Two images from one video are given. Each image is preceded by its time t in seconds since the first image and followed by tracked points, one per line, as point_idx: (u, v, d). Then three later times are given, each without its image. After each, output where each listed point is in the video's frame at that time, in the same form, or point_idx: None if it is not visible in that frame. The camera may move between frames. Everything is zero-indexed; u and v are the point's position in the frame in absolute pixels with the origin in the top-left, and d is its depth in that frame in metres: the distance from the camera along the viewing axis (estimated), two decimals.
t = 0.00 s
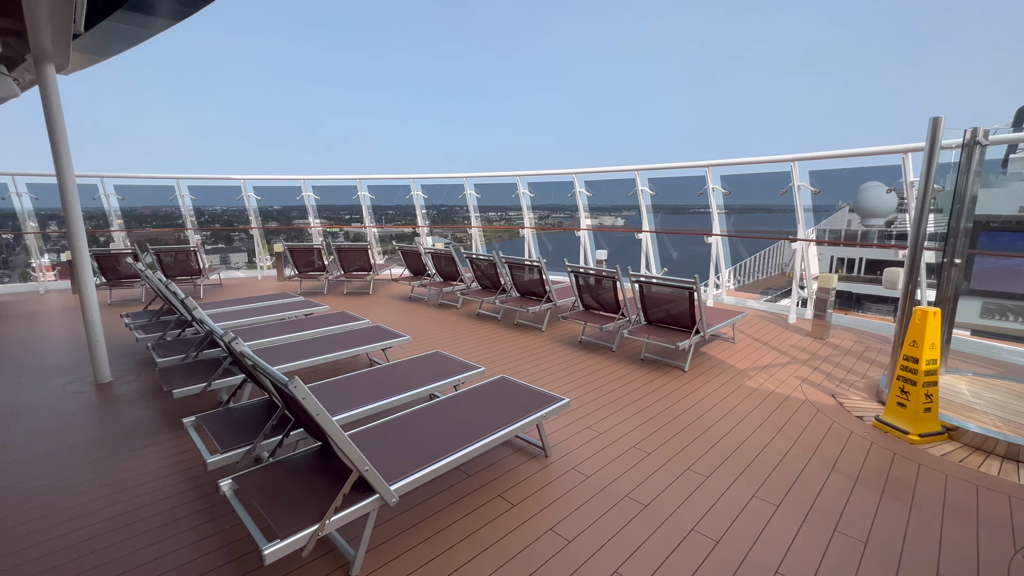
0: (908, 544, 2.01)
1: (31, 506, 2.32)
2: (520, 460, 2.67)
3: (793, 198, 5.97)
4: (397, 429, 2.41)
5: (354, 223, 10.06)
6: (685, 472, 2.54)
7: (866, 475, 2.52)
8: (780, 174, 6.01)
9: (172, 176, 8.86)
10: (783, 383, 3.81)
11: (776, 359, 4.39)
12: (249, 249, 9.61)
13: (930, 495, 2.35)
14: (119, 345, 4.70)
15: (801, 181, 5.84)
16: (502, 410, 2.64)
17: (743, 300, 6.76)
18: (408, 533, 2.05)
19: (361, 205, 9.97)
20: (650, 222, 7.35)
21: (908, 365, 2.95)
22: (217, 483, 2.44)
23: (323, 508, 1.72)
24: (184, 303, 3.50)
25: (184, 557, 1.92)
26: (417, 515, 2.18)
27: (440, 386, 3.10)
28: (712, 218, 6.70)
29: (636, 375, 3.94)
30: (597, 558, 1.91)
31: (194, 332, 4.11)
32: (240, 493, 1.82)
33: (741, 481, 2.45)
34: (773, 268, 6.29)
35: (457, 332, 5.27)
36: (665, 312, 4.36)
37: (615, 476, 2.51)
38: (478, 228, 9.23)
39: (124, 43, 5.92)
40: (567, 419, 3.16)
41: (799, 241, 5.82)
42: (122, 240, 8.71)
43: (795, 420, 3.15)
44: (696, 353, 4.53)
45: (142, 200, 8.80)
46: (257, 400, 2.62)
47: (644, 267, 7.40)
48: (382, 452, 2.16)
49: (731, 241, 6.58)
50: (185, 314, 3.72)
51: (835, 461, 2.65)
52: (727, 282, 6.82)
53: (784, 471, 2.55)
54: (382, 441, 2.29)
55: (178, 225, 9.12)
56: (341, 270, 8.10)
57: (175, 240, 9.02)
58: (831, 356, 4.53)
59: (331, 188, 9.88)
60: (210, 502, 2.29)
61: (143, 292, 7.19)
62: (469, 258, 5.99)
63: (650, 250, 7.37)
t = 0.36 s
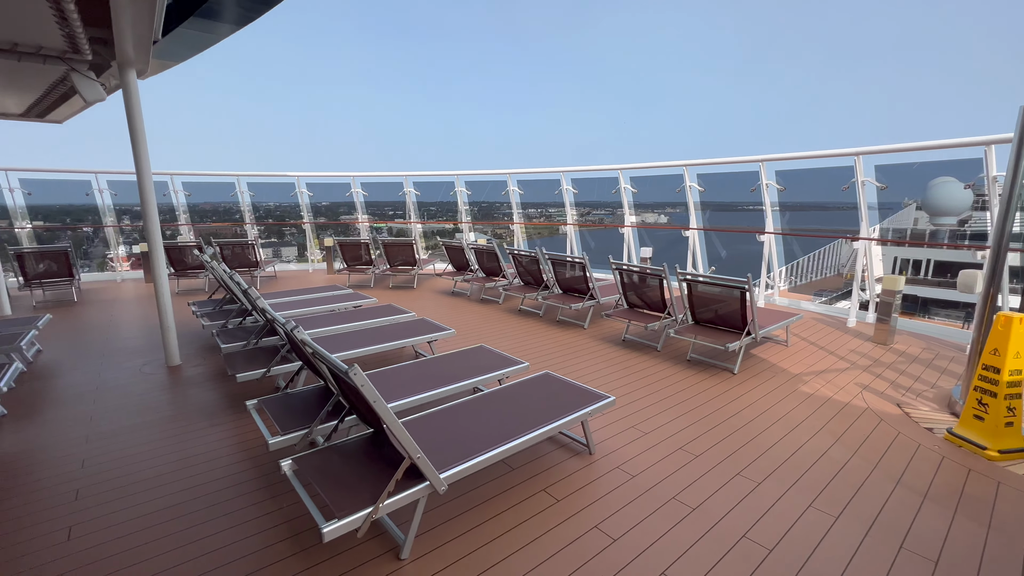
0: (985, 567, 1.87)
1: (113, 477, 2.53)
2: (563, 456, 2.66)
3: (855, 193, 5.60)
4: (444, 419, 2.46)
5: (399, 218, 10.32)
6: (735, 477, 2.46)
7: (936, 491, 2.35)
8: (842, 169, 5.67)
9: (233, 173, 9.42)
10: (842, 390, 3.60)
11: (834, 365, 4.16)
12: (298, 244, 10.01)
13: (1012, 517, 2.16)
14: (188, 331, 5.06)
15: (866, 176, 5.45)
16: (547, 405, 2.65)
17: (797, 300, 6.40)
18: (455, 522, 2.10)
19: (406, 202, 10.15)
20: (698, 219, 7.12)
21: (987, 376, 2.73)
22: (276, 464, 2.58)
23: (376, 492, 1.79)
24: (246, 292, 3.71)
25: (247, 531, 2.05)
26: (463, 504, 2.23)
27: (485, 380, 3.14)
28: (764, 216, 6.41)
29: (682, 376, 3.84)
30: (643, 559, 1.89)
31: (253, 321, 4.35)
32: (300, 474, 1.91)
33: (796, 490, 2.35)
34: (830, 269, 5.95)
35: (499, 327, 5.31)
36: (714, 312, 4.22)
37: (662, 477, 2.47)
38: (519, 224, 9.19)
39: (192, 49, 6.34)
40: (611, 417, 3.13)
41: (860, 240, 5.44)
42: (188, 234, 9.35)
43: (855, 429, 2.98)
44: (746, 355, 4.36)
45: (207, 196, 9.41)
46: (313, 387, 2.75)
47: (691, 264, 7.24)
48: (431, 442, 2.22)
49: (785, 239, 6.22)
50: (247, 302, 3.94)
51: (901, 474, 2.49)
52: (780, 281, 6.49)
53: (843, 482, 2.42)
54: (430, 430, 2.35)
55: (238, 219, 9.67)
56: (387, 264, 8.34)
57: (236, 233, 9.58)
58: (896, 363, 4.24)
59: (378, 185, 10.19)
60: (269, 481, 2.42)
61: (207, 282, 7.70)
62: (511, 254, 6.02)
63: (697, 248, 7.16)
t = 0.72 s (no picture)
0: None
1: (182, 452, 2.73)
2: (605, 455, 2.64)
3: (923, 188, 5.22)
4: (488, 411, 2.50)
5: (439, 214, 10.50)
6: (787, 484, 2.36)
7: (1013, 512, 2.18)
8: (910, 163, 5.30)
9: (286, 170, 9.88)
10: (905, 399, 3.39)
11: (896, 373, 3.91)
12: (343, 239, 10.34)
13: None
14: (244, 319, 5.35)
15: (937, 171, 5.06)
16: (590, 402, 2.63)
17: (853, 304, 6.06)
18: (498, 513, 2.13)
19: (449, 198, 10.27)
20: (748, 216, 6.83)
21: None
22: (326, 448, 2.70)
23: (425, 478, 1.85)
24: (299, 283, 3.88)
25: (302, 509, 2.16)
26: (506, 496, 2.25)
27: (526, 375, 3.15)
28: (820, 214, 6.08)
29: (728, 378, 3.72)
30: (689, 562, 1.86)
31: (305, 311, 4.55)
32: (351, 457, 2.00)
33: (854, 502, 2.23)
34: (891, 271, 5.55)
35: (539, 323, 5.32)
36: (764, 312, 4.06)
37: (708, 481, 2.41)
38: (560, 220, 9.10)
39: (250, 50, 6.72)
40: (654, 417, 3.07)
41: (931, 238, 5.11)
42: (245, 228, 9.89)
43: (920, 441, 2.80)
44: (798, 359, 4.16)
45: (262, 191, 9.93)
46: (362, 376, 2.85)
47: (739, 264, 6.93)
48: (475, 434, 2.25)
49: (843, 238, 5.89)
50: (300, 293, 4.13)
51: (972, 491, 2.32)
52: (836, 283, 6.12)
53: (906, 496, 2.28)
54: (474, 421, 2.38)
55: (290, 214, 10.16)
56: (429, 259, 8.50)
57: (288, 227, 10.06)
58: (967, 373, 3.94)
59: (422, 181, 10.39)
60: (320, 463, 2.54)
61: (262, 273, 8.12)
62: (552, 251, 6.00)
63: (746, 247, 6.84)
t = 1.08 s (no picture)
0: None
1: (240, 432, 2.90)
2: (647, 454, 2.60)
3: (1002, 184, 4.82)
4: (529, 404, 2.51)
5: (478, 210, 10.58)
6: (841, 494, 2.26)
7: None
8: (987, 158, 4.92)
9: (333, 166, 10.25)
10: (975, 411, 3.15)
11: (965, 383, 3.63)
12: (384, 233, 10.60)
13: None
14: (295, 309, 5.60)
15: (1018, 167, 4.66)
16: (633, 399, 2.59)
17: (918, 308, 5.64)
18: (538, 506, 2.14)
19: (489, 193, 10.31)
20: (800, 213, 6.55)
21: None
22: (371, 435, 2.79)
23: (468, 468, 1.88)
24: (347, 275, 4.02)
25: (349, 492, 2.25)
26: (546, 490, 2.26)
27: (567, 371, 3.14)
28: (882, 212, 5.70)
29: (777, 382, 3.58)
30: (735, 567, 1.81)
31: (351, 302, 4.71)
32: (397, 444, 2.06)
33: (916, 517, 2.10)
34: (960, 275, 5.12)
35: (579, 319, 5.28)
36: (818, 314, 3.87)
37: (756, 486, 2.33)
38: (601, 216, 8.97)
39: (304, 49, 7.12)
40: (697, 418, 3.00)
41: (1007, 240, 4.63)
42: (294, 222, 10.34)
43: (993, 457, 2.59)
44: (854, 365, 3.94)
45: (311, 187, 10.35)
46: (406, 366, 2.92)
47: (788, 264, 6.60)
48: (517, 427, 2.27)
49: (906, 238, 5.52)
50: (347, 284, 4.28)
51: None
52: (897, 286, 5.77)
53: (976, 515, 2.12)
54: (516, 414, 2.40)
55: (336, 209, 10.53)
56: (468, 254, 8.59)
57: (334, 222, 10.43)
58: None
59: (462, 177, 10.50)
60: (366, 449, 2.63)
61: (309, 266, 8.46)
62: (592, 247, 5.95)
63: (797, 246, 6.48)
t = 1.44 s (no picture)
0: None
1: (285, 417, 3.03)
2: (685, 455, 2.55)
3: None
4: (566, 400, 2.50)
5: (513, 206, 10.60)
6: (894, 506, 2.15)
7: None
8: None
9: (373, 163, 10.53)
10: None
11: None
12: (419, 228, 10.80)
13: None
14: (336, 301, 5.79)
15: None
16: (672, 399, 2.54)
17: (982, 314, 5.22)
18: (575, 502, 2.14)
19: (525, 189, 10.30)
20: (852, 212, 6.19)
21: None
22: (409, 425, 2.85)
23: (506, 461, 1.89)
24: (386, 269, 4.12)
25: (388, 480, 2.31)
26: (582, 487, 2.25)
27: (604, 369, 3.12)
28: (944, 211, 5.40)
29: (823, 386, 3.43)
30: None
31: (390, 295, 4.83)
32: (436, 434, 2.10)
33: (979, 535, 1.98)
34: None
35: (614, 317, 5.23)
36: (870, 318, 3.67)
37: (801, 493, 2.25)
38: (638, 213, 8.79)
39: (350, 49, 7.44)
40: (739, 421, 2.91)
41: None
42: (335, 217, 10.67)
43: None
44: (909, 372, 3.73)
45: (351, 183, 10.66)
46: (444, 359, 2.97)
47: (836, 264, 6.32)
48: (554, 422, 2.27)
49: (971, 238, 5.18)
50: (387, 278, 4.39)
51: None
52: (958, 289, 5.38)
53: None
54: (553, 408, 2.40)
55: (374, 205, 10.81)
56: (503, 250, 8.63)
57: (372, 217, 10.71)
58: None
59: (498, 173, 10.54)
60: (404, 439, 2.69)
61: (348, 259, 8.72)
62: (629, 244, 5.86)
63: (847, 246, 6.20)
